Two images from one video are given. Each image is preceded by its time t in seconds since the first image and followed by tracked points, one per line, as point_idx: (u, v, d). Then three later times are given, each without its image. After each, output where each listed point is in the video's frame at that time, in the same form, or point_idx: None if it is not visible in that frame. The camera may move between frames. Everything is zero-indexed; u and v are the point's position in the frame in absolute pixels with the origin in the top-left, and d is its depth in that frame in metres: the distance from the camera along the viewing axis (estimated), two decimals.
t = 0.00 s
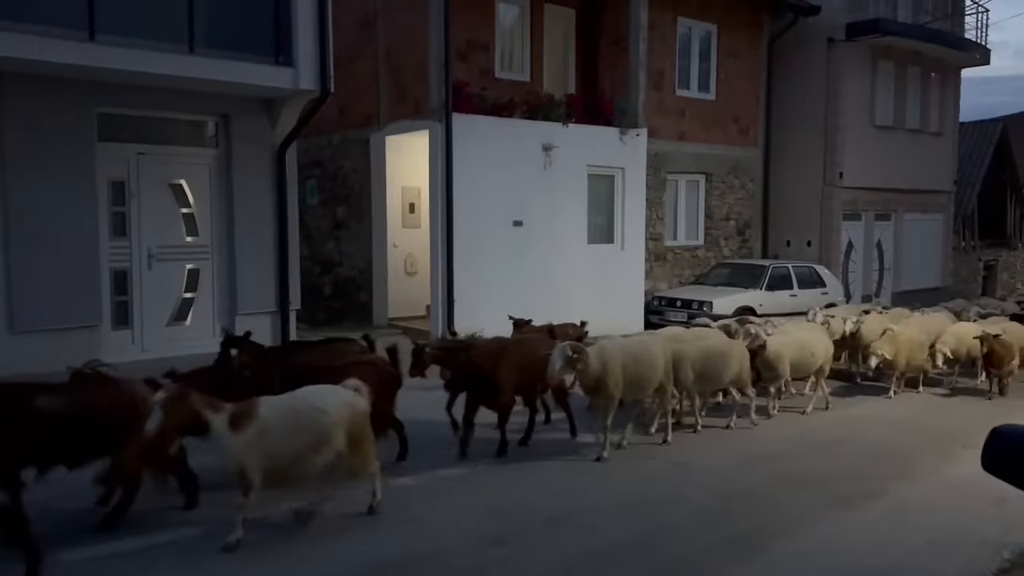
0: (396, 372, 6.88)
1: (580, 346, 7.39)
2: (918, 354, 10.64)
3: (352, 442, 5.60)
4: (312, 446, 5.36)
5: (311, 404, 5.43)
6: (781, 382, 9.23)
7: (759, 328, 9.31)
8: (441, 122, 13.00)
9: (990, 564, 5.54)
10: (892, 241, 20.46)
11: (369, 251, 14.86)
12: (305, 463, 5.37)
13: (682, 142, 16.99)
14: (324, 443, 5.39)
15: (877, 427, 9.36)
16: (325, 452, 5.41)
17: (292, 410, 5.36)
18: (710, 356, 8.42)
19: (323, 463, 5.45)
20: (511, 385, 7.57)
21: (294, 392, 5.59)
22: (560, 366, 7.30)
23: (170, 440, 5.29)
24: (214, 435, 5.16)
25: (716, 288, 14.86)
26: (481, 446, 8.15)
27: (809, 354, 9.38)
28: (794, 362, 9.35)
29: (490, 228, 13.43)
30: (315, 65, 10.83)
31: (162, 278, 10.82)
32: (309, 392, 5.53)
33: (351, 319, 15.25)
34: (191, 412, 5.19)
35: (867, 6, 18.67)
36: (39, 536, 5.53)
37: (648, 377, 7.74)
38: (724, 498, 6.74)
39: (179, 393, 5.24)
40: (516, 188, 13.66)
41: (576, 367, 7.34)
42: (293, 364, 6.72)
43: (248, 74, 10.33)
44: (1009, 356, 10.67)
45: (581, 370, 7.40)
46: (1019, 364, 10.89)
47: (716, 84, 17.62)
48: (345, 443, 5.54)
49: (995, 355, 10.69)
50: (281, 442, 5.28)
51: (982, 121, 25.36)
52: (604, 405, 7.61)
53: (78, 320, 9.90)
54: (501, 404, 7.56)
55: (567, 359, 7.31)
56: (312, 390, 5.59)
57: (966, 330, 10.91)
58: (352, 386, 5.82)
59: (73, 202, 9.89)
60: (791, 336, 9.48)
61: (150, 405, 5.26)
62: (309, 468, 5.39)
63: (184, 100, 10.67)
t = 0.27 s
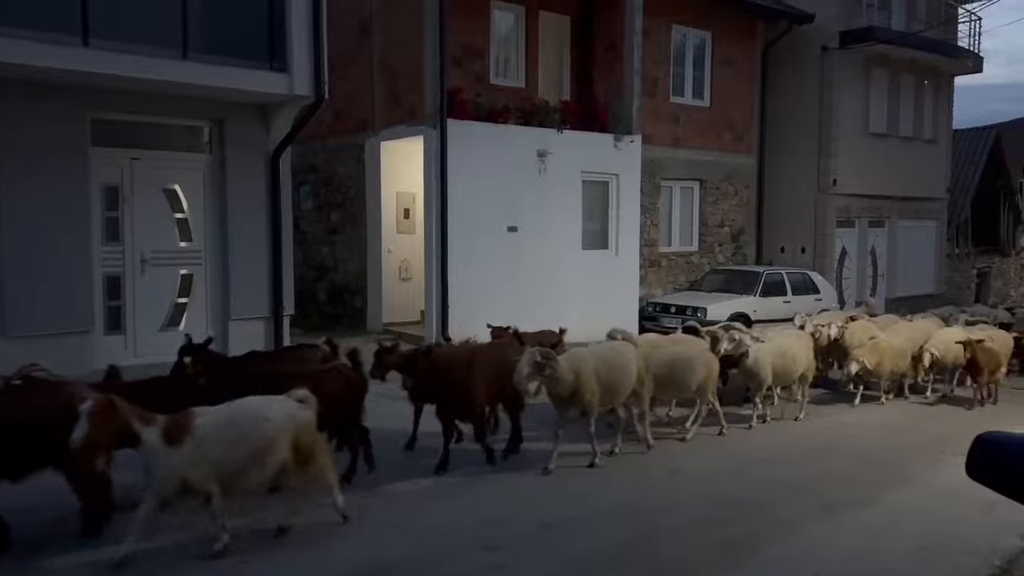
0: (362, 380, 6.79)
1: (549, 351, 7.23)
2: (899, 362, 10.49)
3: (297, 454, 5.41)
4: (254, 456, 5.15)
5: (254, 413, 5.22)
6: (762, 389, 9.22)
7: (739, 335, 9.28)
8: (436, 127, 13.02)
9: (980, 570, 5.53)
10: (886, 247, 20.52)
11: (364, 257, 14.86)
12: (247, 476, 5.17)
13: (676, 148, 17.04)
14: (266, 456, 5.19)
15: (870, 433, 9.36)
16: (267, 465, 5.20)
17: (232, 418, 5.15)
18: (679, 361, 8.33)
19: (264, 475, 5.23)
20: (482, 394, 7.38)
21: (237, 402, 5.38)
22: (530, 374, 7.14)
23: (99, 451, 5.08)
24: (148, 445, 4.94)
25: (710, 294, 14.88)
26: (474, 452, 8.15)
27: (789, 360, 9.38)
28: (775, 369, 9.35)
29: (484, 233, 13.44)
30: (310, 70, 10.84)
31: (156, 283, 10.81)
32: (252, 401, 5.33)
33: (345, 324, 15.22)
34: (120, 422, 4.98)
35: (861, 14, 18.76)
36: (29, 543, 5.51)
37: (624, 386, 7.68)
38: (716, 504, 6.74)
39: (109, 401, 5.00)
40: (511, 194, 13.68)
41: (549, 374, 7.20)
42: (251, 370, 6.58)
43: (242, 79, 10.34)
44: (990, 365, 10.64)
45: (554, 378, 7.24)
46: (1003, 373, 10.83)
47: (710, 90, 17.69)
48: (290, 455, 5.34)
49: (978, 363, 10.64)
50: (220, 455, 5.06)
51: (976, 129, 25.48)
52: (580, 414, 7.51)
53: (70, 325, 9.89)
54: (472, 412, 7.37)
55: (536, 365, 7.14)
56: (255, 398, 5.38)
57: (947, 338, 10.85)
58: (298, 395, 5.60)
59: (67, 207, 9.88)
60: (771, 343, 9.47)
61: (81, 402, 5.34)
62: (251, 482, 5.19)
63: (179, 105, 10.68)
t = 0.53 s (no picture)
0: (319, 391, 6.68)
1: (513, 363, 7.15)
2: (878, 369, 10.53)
3: (223, 478, 5.20)
4: (176, 478, 4.98)
5: (179, 434, 5.02)
6: (741, 396, 9.22)
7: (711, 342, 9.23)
8: (428, 135, 13.03)
9: None
10: (876, 255, 20.61)
11: (355, 264, 14.83)
12: (165, 496, 5.00)
13: (667, 156, 17.10)
14: (187, 480, 5.00)
15: (858, 441, 9.38)
16: (188, 489, 5.02)
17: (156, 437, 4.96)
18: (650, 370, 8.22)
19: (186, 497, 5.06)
20: (446, 406, 7.26)
21: (170, 416, 5.15)
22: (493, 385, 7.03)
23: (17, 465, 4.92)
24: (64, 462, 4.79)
25: (701, 301, 14.91)
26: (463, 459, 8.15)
27: (766, 368, 9.31)
28: (752, 376, 9.30)
29: (475, 241, 13.44)
30: (300, 77, 10.82)
31: (145, 290, 10.77)
32: (181, 419, 5.13)
33: (337, 332, 15.17)
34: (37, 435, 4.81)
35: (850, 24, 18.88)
36: None
37: (594, 396, 7.62)
38: (706, 512, 6.74)
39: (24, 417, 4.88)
40: (502, 201, 13.70)
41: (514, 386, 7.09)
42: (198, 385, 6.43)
43: (232, 86, 10.32)
44: (971, 373, 10.63)
45: (518, 389, 7.14)
46: (983, 382, 10.83)
47: (701, 99, 17.76)
48: (216, 478, 5.15)
49: (957, 372, 10.68)
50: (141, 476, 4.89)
51: (965, 137, 25.66)
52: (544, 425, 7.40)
53: (58, 333, 9.82)
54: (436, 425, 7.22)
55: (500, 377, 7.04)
56: (186, 416, 5.19)
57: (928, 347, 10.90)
58: (238, 417, 5.35)
59: (55, 214, 9.84)
60: (747, 351, 9.43)
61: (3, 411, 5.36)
62: (168, 501, 5.03)
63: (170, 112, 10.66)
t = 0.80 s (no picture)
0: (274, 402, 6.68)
1: (479, 372, 6.90)
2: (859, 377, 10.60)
3: (159, 490, 5.08)
4: (104, 495, 4.77)
5: (108, 447, 4.82)
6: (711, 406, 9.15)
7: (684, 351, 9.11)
8: (417, 142, 13.03)
9: None
10: (864, 263, 20.73)
11: (344, 271, 14.81)
12: (91, 513, 4.76)
13: (656, 164, 17.16)
14: (116, 495, 4.79)
15: (847, 448, 9.42)
16: (117, 505, 4.81)
17: (82, 451, 4.76)
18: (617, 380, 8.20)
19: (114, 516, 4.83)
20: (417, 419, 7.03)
21: (99, 428, 5.00)
22: (458, 396, 6.80)
23: None
24: None
25: (690, 309, 14.95)
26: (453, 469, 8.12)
27: (737, 377, 9.31)
28: (723, 386, 9.27)
29: (465, 248, 13.43)
30: (289, 85, 10.82)
31: (133, 298, 10.70)
32: (107, 432, 4.94)
33: (326, 340, 15.13)
34: None
35: (837, 34, 19.02)
36: None
37: (565, 408, 7.44)
38: (695, 520, 6.74)
39: None
40: (492, 208, 13.69)
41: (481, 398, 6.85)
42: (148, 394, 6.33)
43: (221, 94, 10.30)
44: (948, 382, 10.52)
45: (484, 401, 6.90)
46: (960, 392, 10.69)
47: (690, 108, 17.84)
48: (148, 491, 4.98)
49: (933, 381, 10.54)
50: (62, 494, 4.64)
51: (951, 146, 25.88)
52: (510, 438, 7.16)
53: (42, 342, 9.74)
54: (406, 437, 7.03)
55: (466, 387, 6.80)
56: (111, 428, 5.00)
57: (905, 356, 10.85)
58: (166, 423, 5.26)
59: (42, 222, 9.78)
60: (719, 360, 9.40)
61: None
62: (96, 520, 4.77)
63: (158, 120, 10.63)
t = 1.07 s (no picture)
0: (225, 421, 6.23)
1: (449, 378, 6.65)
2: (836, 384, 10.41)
3: (87, 512, 4.69)
4: (23, 518, 4.43)
5: (29, 467, 4.49)
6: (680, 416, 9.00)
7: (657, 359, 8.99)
8: (408, 149, 13.04)
9: None
10: (853, 270, 20.83)
11: (335, 278, 14.78)
12: (9, 537, 4.42)
13: (647, 172, 17.22)
14: (35, 518, 4.44)
15: (837, 456, 9.45)
16: (37, 528, 4.46)
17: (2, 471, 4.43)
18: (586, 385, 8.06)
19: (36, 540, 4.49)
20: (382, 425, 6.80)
21: (11, 449, 4.62)
22: (425, 403, 6.54)
23: None
24: None
25: (681, 316, 14.99)
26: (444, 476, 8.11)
27: (710, 386, 9.14)
28: (694, 396, 9.13)
29: (456, 254, 13.43)
30: (280, 92, 10.81)
31: (121, 305, 10.65)
32: (31, 451, 4.60)
33: (316, 347, 15.08)
34: None
35: (826, 43, 19.16)
36: None
37: (539, 417, 7.26)
38: (686, 528, 6.75)
39: None
40: (483, 215, 13.71)
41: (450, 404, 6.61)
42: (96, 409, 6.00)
43: (213, 101, 10.29)
44: (922, 390, 10.43)
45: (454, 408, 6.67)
46: (938, 400, 10.61)
47: (680, 116, 17.93)
48: (74, 514, 4.61)
49: (909, 390, 10.47)
50: None
51: (939, 154, 26.10)
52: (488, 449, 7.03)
53: (30, 349, 9.67)
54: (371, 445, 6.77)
55: (435, 394, 6.55)
56: (37, 446, 4.67)
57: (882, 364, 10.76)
58: (95, 442, 4.88)
59: (31, 228, 9.73)
60: (691, 369, 9.28)
61: None
62: (16, 544, 4.44)
63: (148, 126, 10.60)
